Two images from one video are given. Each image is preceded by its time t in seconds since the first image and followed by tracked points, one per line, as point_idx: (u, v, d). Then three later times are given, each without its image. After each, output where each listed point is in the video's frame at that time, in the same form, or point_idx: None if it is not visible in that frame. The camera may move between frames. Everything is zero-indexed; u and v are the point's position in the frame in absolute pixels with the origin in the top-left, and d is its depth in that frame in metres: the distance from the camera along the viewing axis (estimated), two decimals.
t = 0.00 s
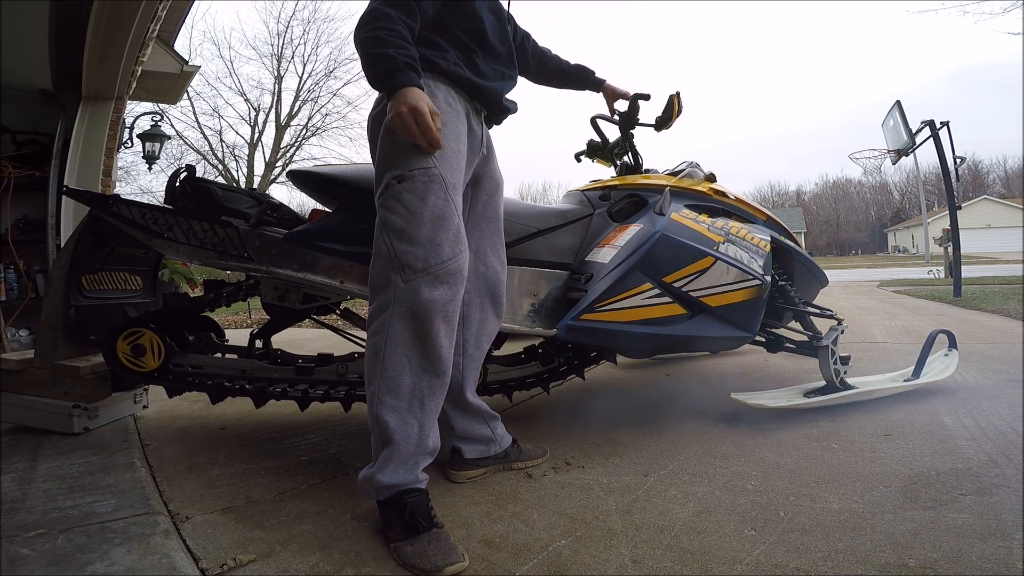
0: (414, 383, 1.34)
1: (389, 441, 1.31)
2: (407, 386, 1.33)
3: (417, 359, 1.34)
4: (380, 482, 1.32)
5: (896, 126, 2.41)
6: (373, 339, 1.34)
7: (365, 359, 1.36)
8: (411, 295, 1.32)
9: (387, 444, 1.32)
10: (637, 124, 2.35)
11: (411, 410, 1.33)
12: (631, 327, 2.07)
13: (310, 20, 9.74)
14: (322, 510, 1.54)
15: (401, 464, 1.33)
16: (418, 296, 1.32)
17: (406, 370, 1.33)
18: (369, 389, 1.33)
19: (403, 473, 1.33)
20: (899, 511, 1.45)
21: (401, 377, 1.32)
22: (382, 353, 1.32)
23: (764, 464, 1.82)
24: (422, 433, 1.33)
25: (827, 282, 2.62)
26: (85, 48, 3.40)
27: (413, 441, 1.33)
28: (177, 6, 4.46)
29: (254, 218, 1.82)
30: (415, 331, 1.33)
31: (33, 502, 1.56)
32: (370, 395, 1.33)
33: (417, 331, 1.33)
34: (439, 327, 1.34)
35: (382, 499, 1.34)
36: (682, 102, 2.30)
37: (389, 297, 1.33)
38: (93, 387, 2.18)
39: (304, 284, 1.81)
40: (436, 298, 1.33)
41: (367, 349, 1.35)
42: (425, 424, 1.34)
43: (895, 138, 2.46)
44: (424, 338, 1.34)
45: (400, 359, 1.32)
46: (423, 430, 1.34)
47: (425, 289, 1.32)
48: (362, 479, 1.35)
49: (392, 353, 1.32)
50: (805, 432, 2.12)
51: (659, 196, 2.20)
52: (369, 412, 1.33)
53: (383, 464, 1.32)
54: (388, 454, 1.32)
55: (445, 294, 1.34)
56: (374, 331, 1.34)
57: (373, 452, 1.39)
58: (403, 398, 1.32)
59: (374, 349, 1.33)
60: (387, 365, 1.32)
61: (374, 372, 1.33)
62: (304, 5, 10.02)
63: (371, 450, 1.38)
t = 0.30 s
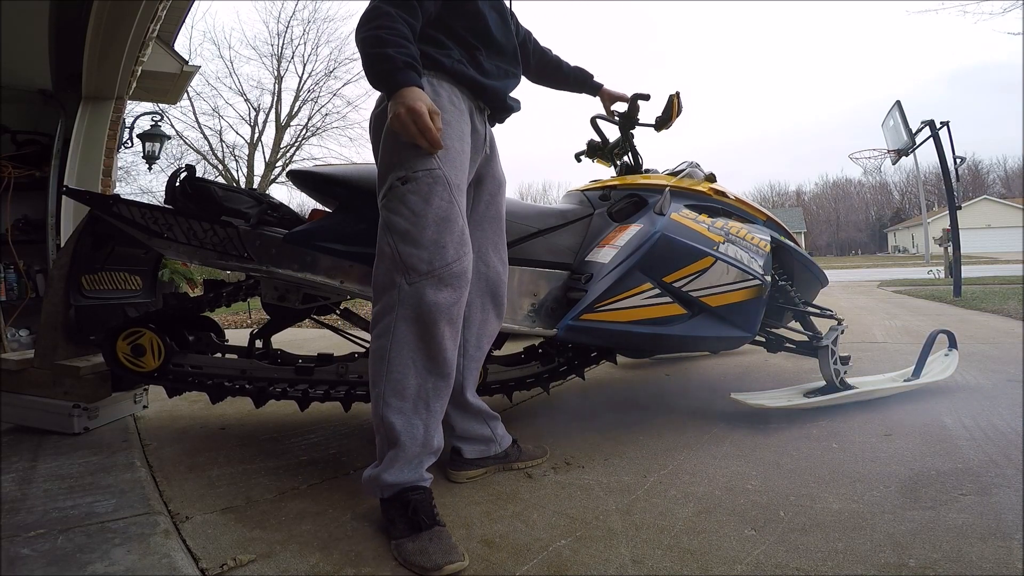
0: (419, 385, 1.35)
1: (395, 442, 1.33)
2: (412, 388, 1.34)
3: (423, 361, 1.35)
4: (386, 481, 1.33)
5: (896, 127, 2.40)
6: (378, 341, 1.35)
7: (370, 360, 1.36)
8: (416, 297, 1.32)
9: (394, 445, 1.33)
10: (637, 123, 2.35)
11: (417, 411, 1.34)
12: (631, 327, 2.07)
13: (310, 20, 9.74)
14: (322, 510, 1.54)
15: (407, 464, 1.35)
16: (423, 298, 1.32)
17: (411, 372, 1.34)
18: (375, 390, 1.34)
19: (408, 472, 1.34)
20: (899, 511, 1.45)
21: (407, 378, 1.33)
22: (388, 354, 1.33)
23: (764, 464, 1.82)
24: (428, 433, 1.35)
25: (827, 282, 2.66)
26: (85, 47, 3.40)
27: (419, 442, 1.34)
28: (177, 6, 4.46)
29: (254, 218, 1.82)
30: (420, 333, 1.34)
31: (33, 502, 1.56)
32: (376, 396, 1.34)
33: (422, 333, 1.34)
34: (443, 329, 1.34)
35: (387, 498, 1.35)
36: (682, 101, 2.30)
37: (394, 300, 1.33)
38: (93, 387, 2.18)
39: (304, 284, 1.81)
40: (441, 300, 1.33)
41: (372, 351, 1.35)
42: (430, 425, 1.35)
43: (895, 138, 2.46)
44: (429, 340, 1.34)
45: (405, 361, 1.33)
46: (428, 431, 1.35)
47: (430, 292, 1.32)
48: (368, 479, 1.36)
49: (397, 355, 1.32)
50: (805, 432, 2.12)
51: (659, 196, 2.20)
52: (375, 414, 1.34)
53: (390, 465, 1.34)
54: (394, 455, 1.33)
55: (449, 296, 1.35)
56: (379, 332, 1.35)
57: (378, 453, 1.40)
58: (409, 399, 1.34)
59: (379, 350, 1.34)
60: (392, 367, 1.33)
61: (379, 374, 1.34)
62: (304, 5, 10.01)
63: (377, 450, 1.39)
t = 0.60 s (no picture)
0: (462, 383, 1.45)
1: (446, 437, 1.43)
2: (457, 386, 1.44)
3: (463, 361, 1.44)
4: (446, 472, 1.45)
5: (896, 126, 2.40)
6: (419, 347, 1.41)
7: (411, 367, 1.42)
8: (455, 303, 1.39)
9: (444, 440, 1.44)
10: (637, 123, 2.35)
11: (462, 406, 1.45)
12: (631, 327, 2.07)
13: (310, 20, 9.74)
14: (322, 510, 1.54)
15: (461, 453, 1.47)
16: (462, 303, 1.39)
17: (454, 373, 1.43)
18: (421, 396, 1.41)
19: (462, 457, 1.48)
20: (899, 512, 1.45)
21: (451, 379, 1.43)
22: (432, 360, 1.40)
23: (764, 464, 1.82)
24: (474, 424, 1.48)
25: (827, 282, 2.62)
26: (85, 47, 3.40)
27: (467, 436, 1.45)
28: (177, 6, 4.46)
29: (254, 218, 1.82)
30: (461, 336, 1.42)
31: (33, 502, 1.56)
32: (422, 400, 1.41)
33: (462, 336, 1.42)
34: (483, 331, 1.43)
35: (446, 485, 1.48)
36: (682, 101, 2.30)
37: (433, 307, 1.39)
38: (93, 387, 2.18)
39: (304, 284, 1.81)
40: (479, 304, 1.41)
41: (414, 357, 1.41)
42: (474, 416, 1.48)
43: (894, 138, 2.45)
44: (469, 342, 1.43)
45: (449, 364, 1.42)
46: (473, 422, 1.48)
47: (467, 296, 1.40)
48: (431, 474, 1.47)
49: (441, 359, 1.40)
50: (805, 432, 2.12)
51: (659, 196, 2.20)
52: (423, 417, 1.42)
53: (443, 457, 1.45)
54: (448, 447, 1.44)
55: (485, 298, 1.43)
56: (420, 340, 1.41)
57: (424, 451, 1.48)
58: (454, 397, 1.44)
59: (422, 356, 1.41)
60: (437, 370, 1.41)
61: (422, 378, 1.41)
62: (303, 5, 10.00)
63: (421, 448, 1.47)
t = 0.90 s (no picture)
0: (457, 390, 1.47)
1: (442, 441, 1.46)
2: (452, 393, 1.46)
3: (458, 369, 1.46)
4: (445, 473, 1.47)
5: (895, 127, 2.39)
6: (416, 354, 1.43)
7: (406, 370, 1.44)
8: (453, 315, 1.41)
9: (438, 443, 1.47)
10: (637, 124, 2.35)
11: (456, 412, 1.47)
12: (631, 327, 2.07)
13: (310, 20, 9.74)
14: (323, 510, 1.54)
15: (460, 455, 1.49)
16: (460, 315, 1.41)
17: (450, 380, 1.46)
18: (415, 400, 1.43)
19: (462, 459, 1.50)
20: (899, 511, 1.45)
21: (446, 386, 1.45)
22: (428, 366, 1.43)
23: (764, 464, 1.82)
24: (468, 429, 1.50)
25: (827, 283, 2.62)
26: (85, 47, 3.40)
27: (464, 439, 1.46)
28: (177, 6, 4.46)
29: (254, 218, 1.82)
30: (458, 346, 1.44)
31: (33, 502, 1.56)
32: (416, 403, 1.44)
33: (460, 346, 1.44)
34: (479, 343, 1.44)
35: (446, 486, 1.48)
36: (682, 102, 2.31)
37: (432, 316, 1.42)
38: (93, 387, 2.18)
39: (304, 284, 1.81)
40: (476, 317, 1.42)
41: (410, 362, 1.44)
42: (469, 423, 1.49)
43: (894, 138, 2.45)
44: (466, 352, 1.44)
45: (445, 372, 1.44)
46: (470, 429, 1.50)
47: (466, 308, 1.41)
48: (429, 474, 1.49)
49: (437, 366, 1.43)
50: (805, 432, 2.12)
51: (659, 196, 2.20)
52: (417, 421, 1.45)
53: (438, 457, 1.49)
54: (442, 450, 1.47)
55: (483, 311, 1.44)
56: (416, 345, 1.43)
57: (420, 450, 1.50)
58: (450, 403, 1.46)
59: (419, 362, 1.43)
60: (433, 377, 1.43)
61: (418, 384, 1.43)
62: (303, 5, 9.99)
63: (417, 448, 1.50)
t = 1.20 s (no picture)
0: (487, 384, 1.46)
1: (465, 435, 1.43)
2: (482, 387, 1.45)
3: (493, 363, 1.45)
4: (454, 470, 1.45)
5: (895, 126, 2.38)
6: (452, 342, 1.42)
7: (439, 360, 1.43)
8: (497, 302, 1.42)
9: (461, 438, 1.44)
10: (637, 124, 2.35)
11: (481, 408, 1.46)
12: (632, 327, 2.08)
13: (310, 20, 9.75)
14: (322, 510, 1.54)
15: (472, 452, 1.47)
16: (503, 303, 1.42)
17: (482, 372, 1.44)
18: (444, 390, 1.42)
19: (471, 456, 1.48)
20: (899, 511, 1.45)
21: (478, 378, 1.44)
22: (463, 355, 1.42)
23: (764, 464, 1.82)
24: (490, 426, 1.48)
25: (827, 282, 2.64)
26: (85, 48, 3.40)
27: (475, 440, 1.44)
28: (177, 7, 4.46)
29: (255, 218, 1.82)
30: (496, 337, 1.44)
31: (33, 502, 1.56)
32: (446, 394, 1.42)
33: (498, 337, 1.44)
34: (519, 335, 1.45)
35: (447, 484, 1.48)
36: (682, 102, 2.31)
37: (474, 304, 1.42)
38: (93, 387, 2.18)
39: (304, 284, 1.81)
40: (519, 306, 1.44)
41: (445, 351, 1.42)
42: (493, 418, 1.48)
43: (894, 138, 2.44)
44: (503, 344, 1.45)
45: (479, 363, 1.43)
46: (490, 425, 1.48)
47: (510, 297, 1.43)
48: (436, 470, 1.47)
49: (473, 356, 1.42)
50: (805, 431, 2.13)
51: (659, 196, 2.20)
52: (441, 413, 1.43)
53: (455, 454, 1.45)
54: (462, 445, 1.44)
55: (525, 302, 1.46)
56: (453, 333, 1.42)
57: (433, 447, 1.48)
58: (477, 398, 1.45)
59: (454, 351, 1.42)
60: (467, 367, 1.42)
61: (452, 374, 1.42)
62: (304, 5, 9.99)
63: (436, 445, 1.46)
